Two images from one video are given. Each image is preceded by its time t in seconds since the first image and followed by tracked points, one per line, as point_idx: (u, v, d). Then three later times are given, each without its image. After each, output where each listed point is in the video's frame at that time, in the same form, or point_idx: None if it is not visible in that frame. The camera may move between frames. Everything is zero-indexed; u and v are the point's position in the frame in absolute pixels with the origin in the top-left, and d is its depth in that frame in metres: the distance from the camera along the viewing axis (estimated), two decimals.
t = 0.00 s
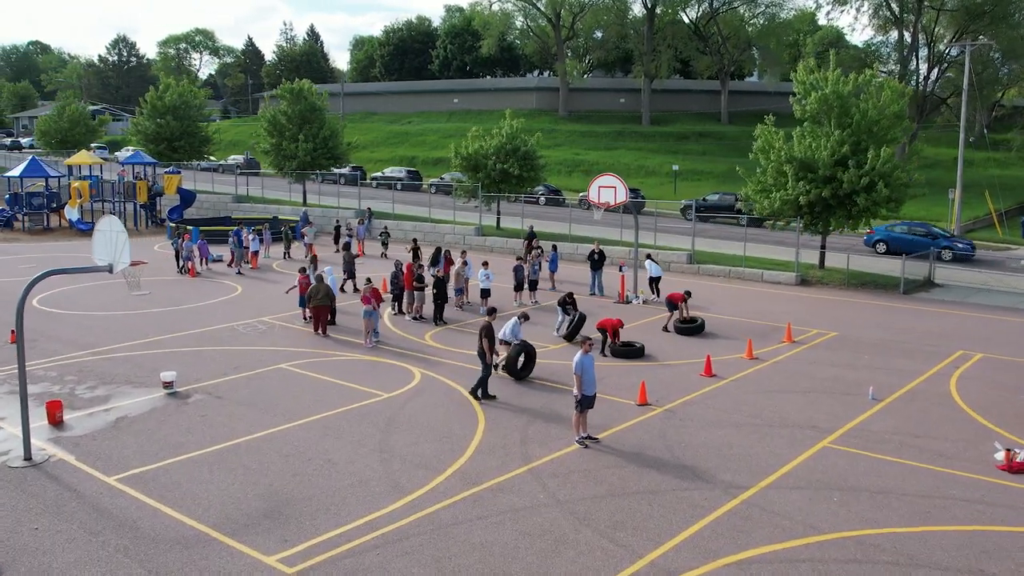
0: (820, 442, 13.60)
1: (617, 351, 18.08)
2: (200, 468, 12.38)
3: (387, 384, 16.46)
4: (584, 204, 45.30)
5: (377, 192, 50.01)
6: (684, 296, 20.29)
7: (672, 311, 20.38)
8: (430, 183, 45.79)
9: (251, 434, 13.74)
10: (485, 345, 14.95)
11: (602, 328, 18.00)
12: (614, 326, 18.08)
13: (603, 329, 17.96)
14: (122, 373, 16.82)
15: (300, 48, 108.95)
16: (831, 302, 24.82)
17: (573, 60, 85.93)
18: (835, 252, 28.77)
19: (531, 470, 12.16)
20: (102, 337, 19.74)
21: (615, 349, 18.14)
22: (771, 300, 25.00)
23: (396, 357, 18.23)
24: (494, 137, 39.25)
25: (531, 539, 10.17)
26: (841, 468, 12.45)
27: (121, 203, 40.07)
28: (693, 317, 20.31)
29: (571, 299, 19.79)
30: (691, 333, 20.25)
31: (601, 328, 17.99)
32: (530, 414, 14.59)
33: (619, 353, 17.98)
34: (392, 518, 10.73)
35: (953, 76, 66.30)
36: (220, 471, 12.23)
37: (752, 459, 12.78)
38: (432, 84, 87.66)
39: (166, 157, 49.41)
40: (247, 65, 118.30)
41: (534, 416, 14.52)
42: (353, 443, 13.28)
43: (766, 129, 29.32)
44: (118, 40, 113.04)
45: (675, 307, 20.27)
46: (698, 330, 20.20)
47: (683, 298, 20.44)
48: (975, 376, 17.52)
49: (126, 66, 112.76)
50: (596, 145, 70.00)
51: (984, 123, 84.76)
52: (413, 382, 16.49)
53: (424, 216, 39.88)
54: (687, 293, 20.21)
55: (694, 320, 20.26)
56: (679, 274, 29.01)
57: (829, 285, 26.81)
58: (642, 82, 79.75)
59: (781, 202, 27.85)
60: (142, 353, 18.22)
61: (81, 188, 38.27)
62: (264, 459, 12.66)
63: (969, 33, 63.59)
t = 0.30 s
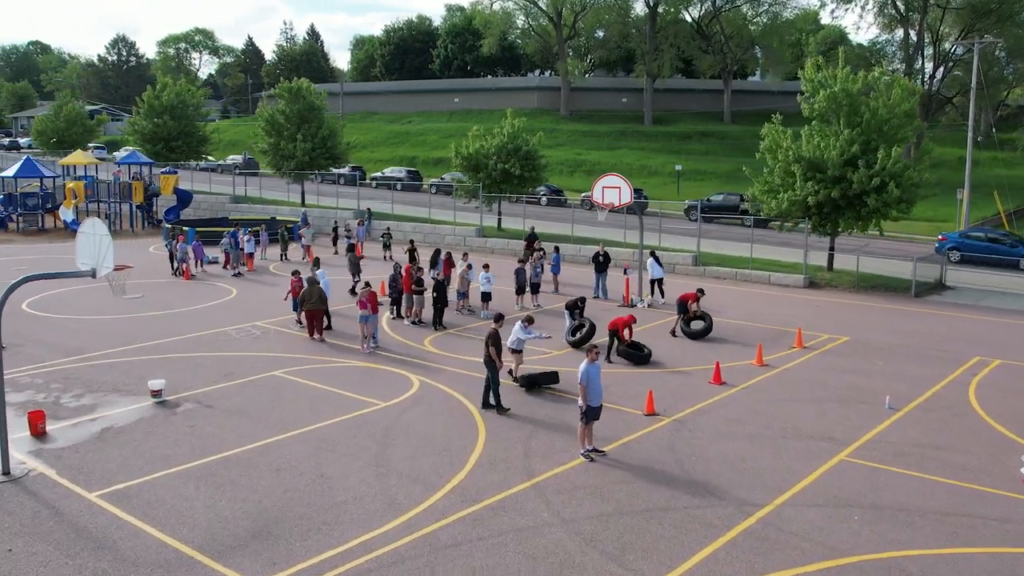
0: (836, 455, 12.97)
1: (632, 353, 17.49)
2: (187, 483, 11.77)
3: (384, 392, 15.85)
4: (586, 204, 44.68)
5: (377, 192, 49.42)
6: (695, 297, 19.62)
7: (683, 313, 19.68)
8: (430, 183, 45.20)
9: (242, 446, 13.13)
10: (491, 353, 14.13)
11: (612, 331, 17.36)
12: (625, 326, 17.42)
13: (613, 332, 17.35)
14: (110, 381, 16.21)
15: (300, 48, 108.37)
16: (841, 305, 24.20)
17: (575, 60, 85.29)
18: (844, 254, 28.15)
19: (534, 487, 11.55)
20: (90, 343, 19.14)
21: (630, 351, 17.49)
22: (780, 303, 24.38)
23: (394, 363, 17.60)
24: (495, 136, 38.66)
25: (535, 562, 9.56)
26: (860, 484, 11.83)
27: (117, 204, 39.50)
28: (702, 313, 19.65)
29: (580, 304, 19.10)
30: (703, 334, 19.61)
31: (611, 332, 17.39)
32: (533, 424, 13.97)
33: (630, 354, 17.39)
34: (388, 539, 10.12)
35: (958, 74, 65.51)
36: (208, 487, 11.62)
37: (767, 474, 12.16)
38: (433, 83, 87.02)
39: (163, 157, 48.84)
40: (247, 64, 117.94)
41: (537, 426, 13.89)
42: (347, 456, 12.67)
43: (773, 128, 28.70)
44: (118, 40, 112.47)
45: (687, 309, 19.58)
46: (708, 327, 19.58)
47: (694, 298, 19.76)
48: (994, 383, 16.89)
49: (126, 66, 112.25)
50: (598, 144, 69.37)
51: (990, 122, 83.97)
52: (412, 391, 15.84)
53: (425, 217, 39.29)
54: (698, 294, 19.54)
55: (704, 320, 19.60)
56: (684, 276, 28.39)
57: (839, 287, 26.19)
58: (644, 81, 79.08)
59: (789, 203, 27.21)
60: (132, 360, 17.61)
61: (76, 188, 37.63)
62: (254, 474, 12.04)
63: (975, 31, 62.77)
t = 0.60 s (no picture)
0: (855, 469, 12.36)
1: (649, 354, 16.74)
2: (173, 500, 11.17)
3: (381, 401, 15.26)
4: (588, 205, 44.05)
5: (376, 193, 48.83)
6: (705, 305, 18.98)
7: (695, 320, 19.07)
8: (431, 183, 44.60)
9: (230, 461, 12.51)
10: (501, 364, 13.28)
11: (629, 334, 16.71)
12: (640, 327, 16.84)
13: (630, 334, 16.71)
14: (96, 390, 15.62)
15: (300, 48, 107.81)
16: (850, 309, 23.58)
17: (576, 59, 84.64)
18: (853, 256, 27.53)
19: (539, 505, 10.94)
20: (78, 348, 18.53)
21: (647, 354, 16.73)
22: (788, 307, 23.77)
23: (392, 370, 17.01)
24: (496, 136, 38.08)
25: None
26: (882, 503, 11.20)
27: (112, 205, 38.94)
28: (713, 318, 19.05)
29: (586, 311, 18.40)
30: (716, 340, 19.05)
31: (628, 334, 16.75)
32: (536, 436, 13.35)
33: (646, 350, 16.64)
34: (383, 563, 9.50)
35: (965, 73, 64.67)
36: (194, 505, 11.01)
37: (784, 491, 11.54)
38: (434, 83, 86.38)
39: (160, 157, 48.28)
40: (247, 64, 117.72)
41: (541, 437, 13.28)
42: (342, 470, 12.06)
43: (781, 127, 28.11)
44: (118, 40, 112.06)
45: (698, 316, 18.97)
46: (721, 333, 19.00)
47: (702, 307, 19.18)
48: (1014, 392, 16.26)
49: (126, 66, 111.75)
50: (600, 145, 68.73)
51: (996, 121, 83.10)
52: (410, 400, 15.21)
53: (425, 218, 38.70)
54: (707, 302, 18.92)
55: (718, 327, 19.02)
56: (689, 279, 27.78)
57: (848, 290, 25.57)
58: (647, 81, 78.37)
59: (797, 204, 26.57)
60: (120, 367, 17.01)
61: (72, 189, 37.01)
62: (243, 491, 11.41)
63: (981, 30, 61.91)
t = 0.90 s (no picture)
0: (876, 485, 11.74)
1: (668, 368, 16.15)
2: (157, 518, 10.57)
3: (379, 410, 14.65)
4: (592, 205, 43.43)
5: (377, 193, 48.26)
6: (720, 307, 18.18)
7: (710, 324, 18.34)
8: (432, 183, 44.01)
9: (221, 475, 11.91)
10: (510, 376, 12.71)
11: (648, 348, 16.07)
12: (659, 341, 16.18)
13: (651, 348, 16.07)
14: (83, 399, 15.02)
15: (301, 47, 107.32)
16: (862, 313, 22.97)
17: (579, 58, 84.03)
18: (864, 259, 26.90)
19: (544, 524, 10.34)
20: (67, 354, 17.98)
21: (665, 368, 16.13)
22: (798, 311, 23.15)
23: (390, 377, 16.41)
24: (498, 135, 37.48)
25: None
26: (906, 522, 10.60)
27: (110, 205, 38.42)
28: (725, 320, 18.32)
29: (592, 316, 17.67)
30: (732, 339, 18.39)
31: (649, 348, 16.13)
32: (541, 449, 12.75)
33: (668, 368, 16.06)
34: None
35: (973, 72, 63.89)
36: (179, 524, 10.42)
37: (802, 509, 10.93)
38: (435, 82, 85.82)
39: (158, 157, 47.77)
40: (249, 64, 117.41)
41: (547, 450, 12.69)
42: (338, 486, 11.47)
43: (789, 126, 27.49)
44: (118, 40, 111.79)
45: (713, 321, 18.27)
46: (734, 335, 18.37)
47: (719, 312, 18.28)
48: None
49: (127, 66, 111.50)
50: (603, 144, 68.10)
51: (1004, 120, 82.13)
52: (409, 409, 14.61)
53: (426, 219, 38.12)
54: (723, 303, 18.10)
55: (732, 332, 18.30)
56: (696, 281, 27.19)
57: (859, 294, 24.95)
58: (650, 80, 77.71)
59: (806, 205, 25.93)
60: (109, 375, 16.42)
61: (68, 190, 36.51)
62: (232, 508, 10.82)
63: (989, 28, 61.09)
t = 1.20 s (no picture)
0: (899, 503, 11.14)
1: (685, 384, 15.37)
2: (140, 539, 9.98)
3: (377, 421, 14.05)
4: (596, 206, 42.83)
5: (378, 194, 47.69)
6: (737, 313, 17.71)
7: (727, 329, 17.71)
8: (434, 184, 43.41)
9: (209, 491, 11.31)
10: (516, 389, 12.08)
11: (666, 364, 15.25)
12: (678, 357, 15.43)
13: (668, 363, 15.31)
14: (69, 407, 14.44)
15: (302, 47, 106.81)
16: (874, 317, 22.34)
17: (582, 57, 83.42)
18: (875, 261, 26.29)
19: (550, 546, 9.74)
20: (55, 360, 17.40)
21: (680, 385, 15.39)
22: (809, 314, 22.56)
23: (389, 385, 15.83)
24: (500, 135, 36.89)
25: None
26: (934, 545, 9.97)
27: (106, 206, 37.88)
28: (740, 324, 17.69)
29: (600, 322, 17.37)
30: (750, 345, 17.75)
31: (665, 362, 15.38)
32: (545, 463, 12.15)
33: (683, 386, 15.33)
34: None
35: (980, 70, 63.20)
36: (163, 545, 9.82)
37: (822, 529, 10.31)
38: (437, 82, 85.27)
39: (157, 157, 47.23)
40: (250, 64, 117.00)
41: (552, 464, 12.08)
42: (333, 503, 10.88)
43: (799, 125, 26.88)
44: (119, 40, 111.44)
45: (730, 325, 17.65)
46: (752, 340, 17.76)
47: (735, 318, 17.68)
48: None
49: (127, 65, 111.19)
50: (606, 144, 67.47)
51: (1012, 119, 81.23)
52: (408, 420, 13.99)
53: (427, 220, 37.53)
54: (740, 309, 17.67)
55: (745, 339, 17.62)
56: (703, 284, 26.58)
57: (871, 297, 24.33)
58: (654, 80, 77.05)
59: (817, 205, 25.31)
60: (98, 382, 15.82)
61: (64, 190, 35.96)
62: (220, 529, 10.21)
63: (997, 26, 60.32)
